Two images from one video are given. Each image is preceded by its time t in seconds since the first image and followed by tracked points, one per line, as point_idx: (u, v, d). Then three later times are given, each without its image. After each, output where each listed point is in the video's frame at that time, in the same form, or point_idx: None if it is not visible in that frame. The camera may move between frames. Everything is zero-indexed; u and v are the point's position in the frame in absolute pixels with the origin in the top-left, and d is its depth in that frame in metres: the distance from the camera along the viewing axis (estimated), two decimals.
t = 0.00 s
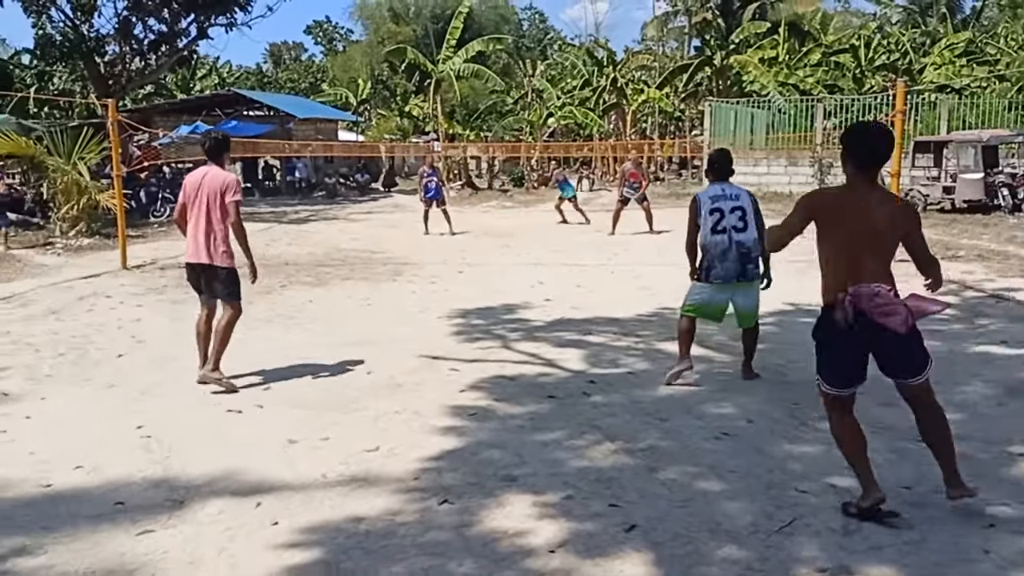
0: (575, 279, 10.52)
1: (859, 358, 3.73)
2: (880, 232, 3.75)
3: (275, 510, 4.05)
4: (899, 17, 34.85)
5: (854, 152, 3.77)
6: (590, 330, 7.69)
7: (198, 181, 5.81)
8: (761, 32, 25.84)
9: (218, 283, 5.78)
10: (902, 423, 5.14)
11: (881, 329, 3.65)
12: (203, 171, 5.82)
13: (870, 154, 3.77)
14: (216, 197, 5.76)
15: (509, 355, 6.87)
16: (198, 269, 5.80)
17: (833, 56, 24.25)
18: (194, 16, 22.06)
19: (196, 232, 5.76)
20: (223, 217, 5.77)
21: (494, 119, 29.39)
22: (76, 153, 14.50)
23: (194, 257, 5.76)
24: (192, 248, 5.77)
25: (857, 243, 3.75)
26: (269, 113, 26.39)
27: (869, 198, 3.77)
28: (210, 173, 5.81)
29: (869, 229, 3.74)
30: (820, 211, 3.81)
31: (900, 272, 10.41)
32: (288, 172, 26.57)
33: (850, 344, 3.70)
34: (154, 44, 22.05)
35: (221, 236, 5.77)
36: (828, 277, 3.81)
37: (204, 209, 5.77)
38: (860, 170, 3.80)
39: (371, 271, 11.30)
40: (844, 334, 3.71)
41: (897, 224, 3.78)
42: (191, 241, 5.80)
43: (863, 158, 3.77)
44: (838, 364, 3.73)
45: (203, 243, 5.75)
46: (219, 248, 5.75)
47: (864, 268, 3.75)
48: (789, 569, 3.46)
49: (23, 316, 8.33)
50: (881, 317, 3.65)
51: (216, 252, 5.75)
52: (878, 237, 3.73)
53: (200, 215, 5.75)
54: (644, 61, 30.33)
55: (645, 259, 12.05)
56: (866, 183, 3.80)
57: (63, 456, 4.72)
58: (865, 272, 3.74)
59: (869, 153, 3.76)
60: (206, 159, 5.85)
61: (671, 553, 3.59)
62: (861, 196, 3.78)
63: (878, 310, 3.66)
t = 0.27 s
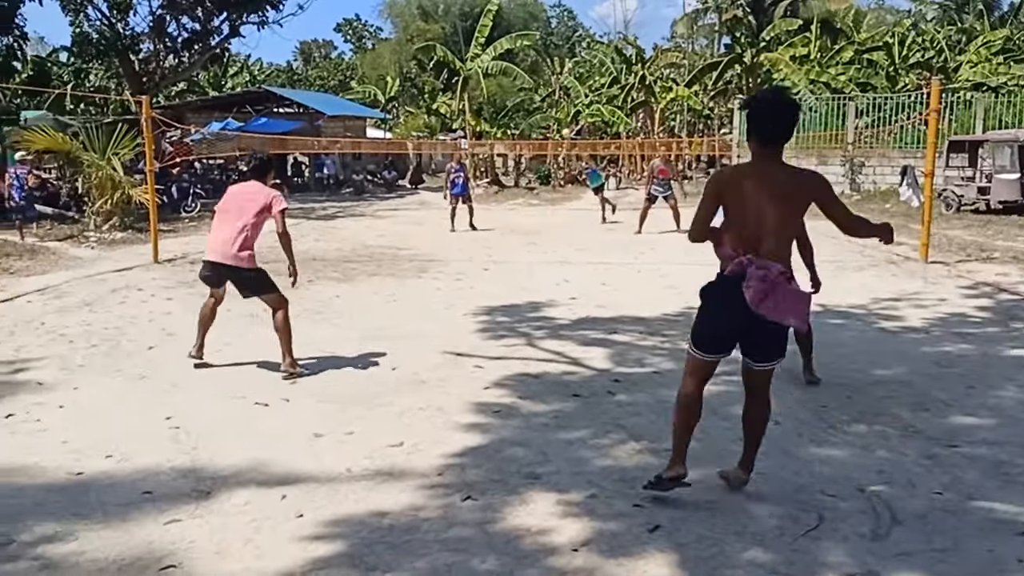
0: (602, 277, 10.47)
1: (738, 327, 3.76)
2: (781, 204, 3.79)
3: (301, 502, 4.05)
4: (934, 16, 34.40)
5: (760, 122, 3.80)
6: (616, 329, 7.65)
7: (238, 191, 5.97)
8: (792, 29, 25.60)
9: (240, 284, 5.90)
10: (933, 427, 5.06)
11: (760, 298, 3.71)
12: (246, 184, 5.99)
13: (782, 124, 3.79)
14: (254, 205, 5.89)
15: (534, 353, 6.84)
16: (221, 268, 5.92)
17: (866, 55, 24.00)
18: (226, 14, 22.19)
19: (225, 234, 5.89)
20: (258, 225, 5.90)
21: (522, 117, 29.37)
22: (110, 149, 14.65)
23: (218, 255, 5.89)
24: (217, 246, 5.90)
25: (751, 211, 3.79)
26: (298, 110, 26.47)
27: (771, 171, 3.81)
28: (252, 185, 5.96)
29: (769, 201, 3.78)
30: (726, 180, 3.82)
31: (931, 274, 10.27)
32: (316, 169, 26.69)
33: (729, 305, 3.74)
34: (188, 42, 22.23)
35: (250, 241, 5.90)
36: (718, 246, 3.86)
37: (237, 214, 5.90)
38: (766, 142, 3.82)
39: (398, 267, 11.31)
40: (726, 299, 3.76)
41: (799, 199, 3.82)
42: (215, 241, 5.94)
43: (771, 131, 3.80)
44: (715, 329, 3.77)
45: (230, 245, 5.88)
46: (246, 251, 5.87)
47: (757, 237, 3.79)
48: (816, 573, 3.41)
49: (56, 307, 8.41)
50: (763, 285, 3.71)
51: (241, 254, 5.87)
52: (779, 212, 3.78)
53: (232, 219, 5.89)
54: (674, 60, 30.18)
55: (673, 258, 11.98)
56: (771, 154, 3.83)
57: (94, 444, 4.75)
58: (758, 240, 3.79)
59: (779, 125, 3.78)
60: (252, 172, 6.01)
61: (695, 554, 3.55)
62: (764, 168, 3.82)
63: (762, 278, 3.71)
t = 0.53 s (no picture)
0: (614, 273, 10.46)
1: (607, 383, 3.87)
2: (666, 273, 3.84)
3: (312, 497, 4.06)
4: (951, 12, 34.15)
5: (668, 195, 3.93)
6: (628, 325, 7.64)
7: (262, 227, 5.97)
8: (808, 24, 25.46)
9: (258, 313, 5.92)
10: (946, 425, 5.03)
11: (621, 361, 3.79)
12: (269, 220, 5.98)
13: (685, 200, 3.91)
14: (277, 238, 5.90)
15: (546, 349, 6.84)
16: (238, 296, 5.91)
17: (882, 49, 23.87)
18: (241, 11, 22.25)
19: (245, 266, 5.90)
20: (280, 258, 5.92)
21: (536, 112, 29.34)
22: (126, 145, 14.68)
23: (236, 283, 5.89)
24: (236, 276, 5.90)
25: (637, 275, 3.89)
26: (312, 106, 26.29)
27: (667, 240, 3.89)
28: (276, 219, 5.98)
29: (651, 268, 3.86)
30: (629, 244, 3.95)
31: (946, 271, 10.21)
32: (330, 164, 26.75)
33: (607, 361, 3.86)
34: (203, 39, 22.33)
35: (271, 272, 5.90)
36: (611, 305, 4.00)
37: (259, 247, 5.91)
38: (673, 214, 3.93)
39: (411, 263, 11.33)
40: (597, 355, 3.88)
41: (688, 273, 3.85)
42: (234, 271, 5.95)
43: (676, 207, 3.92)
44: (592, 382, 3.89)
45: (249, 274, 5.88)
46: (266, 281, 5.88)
47: (635, 301, 3.86)
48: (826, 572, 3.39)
49: (71, 302, 8.46)
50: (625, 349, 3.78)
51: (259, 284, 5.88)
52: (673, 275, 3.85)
53: (254, 251, 5.90)
54: (689, 55, 30.09)
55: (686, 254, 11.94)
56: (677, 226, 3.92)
57: (108, 437, 4.78)
58: (638, 303, 3.85)
59: (682, 201, 3.90)
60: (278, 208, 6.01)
61: (705, 552, 3.54)
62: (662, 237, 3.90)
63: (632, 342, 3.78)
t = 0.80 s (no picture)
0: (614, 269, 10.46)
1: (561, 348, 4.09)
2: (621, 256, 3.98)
3: (312, 493, 4.07)
4: (952, 5, 34.07)
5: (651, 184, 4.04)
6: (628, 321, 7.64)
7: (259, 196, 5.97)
8: (808, 19, 25.39)
9: (263, 282, 5.95)
10: (946, 419, 5.03)
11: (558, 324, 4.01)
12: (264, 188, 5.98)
13: (664, 193, 4.00)
14: (274, 204, 5.91)
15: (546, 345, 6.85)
16: (242, 269, 5.95)
17: (883, 44, 23.84)
18: (241, 8, 22.25)
19: (247, 236, 5.92)
20: (279, 224, 5.92)
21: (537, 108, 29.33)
22: (126, 143, 14.58)
23: (240, 257, 5.92)
24: (239, 248, 5.93)
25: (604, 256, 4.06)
26: (313, 103, 26.41)
27: (636, 227, 4.01)
28: (271, 185, 5.99)
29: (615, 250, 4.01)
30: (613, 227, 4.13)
31: (946, 265, 10.21)
32: (331, 161, 26.74)
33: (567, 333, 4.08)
34: (203, 36, 22.35)
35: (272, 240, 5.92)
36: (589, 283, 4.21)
37: (258, 216, 5.92)
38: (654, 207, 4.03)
39: (411, 259, 11.33)
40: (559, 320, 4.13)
41: (642, 260, 3.95)
42: (236, 245, 5.98)
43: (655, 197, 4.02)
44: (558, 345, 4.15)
45: (251, 245, 5.91)
46: (268, 250, 5.91)
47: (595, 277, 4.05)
48: (825, 566, 3.40)
49: (72, 300, 8.47)
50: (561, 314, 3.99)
51: (262, 254, 5.90)
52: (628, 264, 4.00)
53: (252, 221, 5.92)
54: (689, 50, 30.07)
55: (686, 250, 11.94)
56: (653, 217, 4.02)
57: (109, 435, 4.79)
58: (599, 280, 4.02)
59: (659, 192, 4.00)
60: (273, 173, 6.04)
61: (704, 546, 3.55)
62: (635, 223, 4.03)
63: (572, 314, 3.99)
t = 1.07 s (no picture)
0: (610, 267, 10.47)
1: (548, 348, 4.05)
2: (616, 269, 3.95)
3: (308, 493, 4.08)
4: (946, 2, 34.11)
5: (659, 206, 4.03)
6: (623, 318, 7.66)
7: (241, 185, 5.94)
8: (802, 15, 25.45)
9: (255, 277, 5.97)
10: (939, 414, 5.05)
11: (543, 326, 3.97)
12: (245, 176, 5.95)
13: (671, 218, 3.98)
14: (257, 196, 5.87)
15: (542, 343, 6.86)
16: (238, 267, 5.97)
17: (877, 40, 23.89)
18: (235, 7, 22.24)
19: (236, 232, 5.92)
20: (265, 215, 5.89)
21: (532, 106, 29.36)
22: (119, 144, 14.62)
23: (234, 255, 5.93)
24: (232, 245, 5.94)
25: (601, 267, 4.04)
26: (308, 102, 26.42)
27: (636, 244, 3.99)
28: (252, 175, 5.94)
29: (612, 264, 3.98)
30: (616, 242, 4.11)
31: (940, 261, 10.23)
32: (326, 161, 26.73)
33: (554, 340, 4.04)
34: (197, 36, 22.33)
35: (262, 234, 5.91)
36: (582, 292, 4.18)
37: (243, 210, 5.91)
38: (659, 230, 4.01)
39: (407, 258, 11.34)
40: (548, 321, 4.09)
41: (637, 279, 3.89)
42: (228, 241, 5.98)
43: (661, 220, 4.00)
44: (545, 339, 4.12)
45: (242, 241, 5.91)
46: (260, 244, 5.91)
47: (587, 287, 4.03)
48: (819, 561, 3.42)
49: (67, 301, 8.47)
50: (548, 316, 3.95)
51: (254, 249, 5.91)
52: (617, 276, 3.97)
53: (240, 216, 5.90)
54: (684, 47, 30.12)
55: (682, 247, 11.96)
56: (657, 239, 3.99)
57: (105, 437, 4.80)
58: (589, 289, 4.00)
59: (666, 214, 3.98)
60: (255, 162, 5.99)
61: (700, 542, 3.56)
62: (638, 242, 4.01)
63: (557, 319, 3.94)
